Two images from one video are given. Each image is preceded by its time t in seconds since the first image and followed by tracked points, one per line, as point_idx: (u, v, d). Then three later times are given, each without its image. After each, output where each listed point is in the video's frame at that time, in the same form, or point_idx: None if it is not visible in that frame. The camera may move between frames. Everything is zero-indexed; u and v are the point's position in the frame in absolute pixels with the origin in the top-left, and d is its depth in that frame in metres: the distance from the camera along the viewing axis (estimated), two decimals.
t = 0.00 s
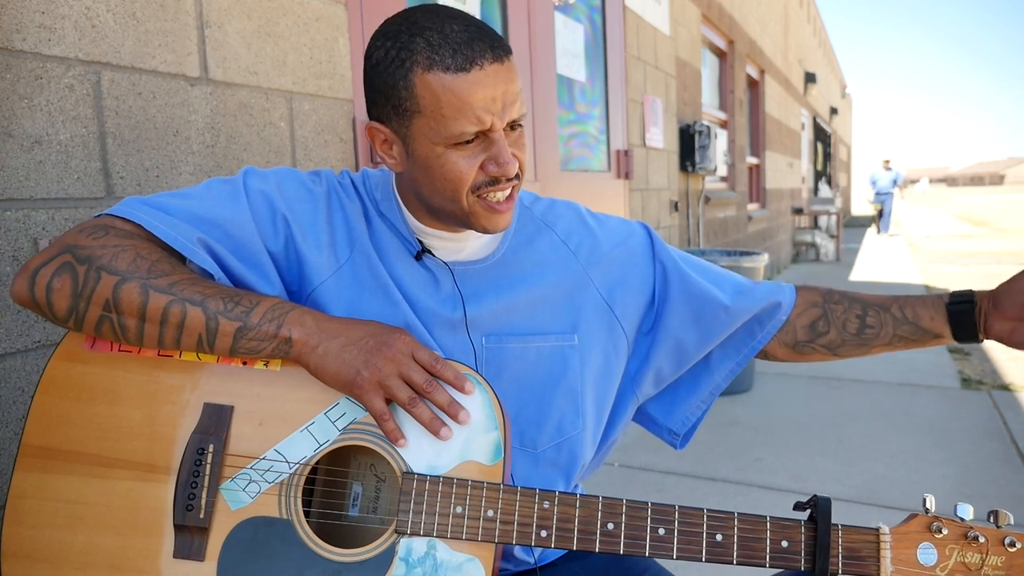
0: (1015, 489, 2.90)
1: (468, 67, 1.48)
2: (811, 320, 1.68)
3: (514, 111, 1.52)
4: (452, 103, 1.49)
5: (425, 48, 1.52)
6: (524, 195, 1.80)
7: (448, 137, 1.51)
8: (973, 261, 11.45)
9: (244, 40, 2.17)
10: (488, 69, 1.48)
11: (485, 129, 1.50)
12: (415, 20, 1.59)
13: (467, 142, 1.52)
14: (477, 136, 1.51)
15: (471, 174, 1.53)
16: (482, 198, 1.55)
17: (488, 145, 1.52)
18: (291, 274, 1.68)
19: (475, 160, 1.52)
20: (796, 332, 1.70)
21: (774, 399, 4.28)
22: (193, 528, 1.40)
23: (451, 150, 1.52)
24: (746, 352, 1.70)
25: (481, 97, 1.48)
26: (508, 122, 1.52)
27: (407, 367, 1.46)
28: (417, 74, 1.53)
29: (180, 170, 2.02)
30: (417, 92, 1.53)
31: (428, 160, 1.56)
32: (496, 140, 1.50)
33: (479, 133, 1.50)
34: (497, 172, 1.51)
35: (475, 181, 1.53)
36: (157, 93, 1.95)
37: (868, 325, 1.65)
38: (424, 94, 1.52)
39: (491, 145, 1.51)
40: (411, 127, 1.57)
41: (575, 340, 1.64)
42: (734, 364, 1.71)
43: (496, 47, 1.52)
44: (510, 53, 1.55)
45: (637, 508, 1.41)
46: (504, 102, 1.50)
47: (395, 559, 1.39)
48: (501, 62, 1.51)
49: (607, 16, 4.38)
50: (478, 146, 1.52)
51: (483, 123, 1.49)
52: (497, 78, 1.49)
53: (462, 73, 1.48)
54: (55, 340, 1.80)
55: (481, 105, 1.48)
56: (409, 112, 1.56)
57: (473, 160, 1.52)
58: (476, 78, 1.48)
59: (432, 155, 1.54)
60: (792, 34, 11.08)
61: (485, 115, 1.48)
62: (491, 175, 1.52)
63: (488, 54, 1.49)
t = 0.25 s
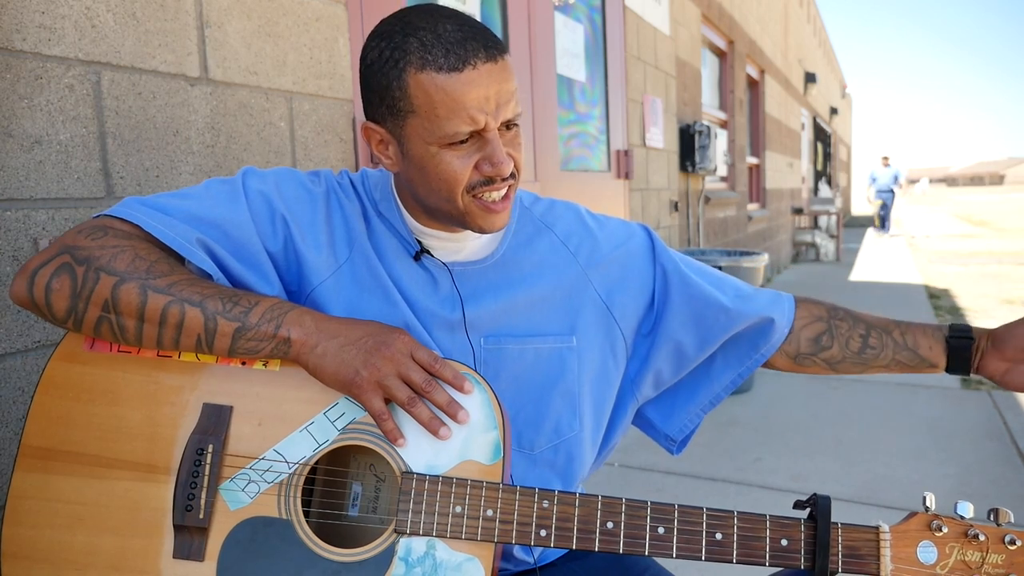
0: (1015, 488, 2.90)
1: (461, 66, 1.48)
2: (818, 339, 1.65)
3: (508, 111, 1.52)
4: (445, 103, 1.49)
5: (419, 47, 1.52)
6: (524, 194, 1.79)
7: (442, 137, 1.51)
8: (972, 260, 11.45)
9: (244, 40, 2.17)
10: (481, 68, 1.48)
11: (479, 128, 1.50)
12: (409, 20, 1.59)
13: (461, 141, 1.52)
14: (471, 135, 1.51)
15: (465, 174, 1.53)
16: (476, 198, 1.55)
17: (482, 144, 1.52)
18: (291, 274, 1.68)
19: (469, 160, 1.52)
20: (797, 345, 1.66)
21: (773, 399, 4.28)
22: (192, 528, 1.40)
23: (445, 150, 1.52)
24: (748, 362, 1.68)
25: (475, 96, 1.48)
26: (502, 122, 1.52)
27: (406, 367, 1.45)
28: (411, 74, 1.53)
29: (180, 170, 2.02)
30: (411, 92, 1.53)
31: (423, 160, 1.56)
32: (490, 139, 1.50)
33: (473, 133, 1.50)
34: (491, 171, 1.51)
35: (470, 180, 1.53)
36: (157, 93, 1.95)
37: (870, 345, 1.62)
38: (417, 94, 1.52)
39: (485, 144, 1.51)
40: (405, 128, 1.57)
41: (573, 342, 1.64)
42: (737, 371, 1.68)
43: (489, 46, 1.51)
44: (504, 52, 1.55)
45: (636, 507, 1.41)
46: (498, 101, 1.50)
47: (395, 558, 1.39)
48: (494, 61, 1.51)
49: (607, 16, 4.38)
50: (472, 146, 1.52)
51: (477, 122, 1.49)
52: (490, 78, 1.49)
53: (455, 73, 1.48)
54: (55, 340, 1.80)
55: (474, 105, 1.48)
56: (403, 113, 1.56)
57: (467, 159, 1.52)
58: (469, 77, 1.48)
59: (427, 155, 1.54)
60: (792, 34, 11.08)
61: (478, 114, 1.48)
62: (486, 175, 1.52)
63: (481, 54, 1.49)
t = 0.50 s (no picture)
0: (1015, 488, 2.90)
1: (457, 67, 1.48)
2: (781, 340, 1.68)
3: (505, 111, 1.51)
4: (441, 104, 1.49)
5: (415, 48, 1.52)
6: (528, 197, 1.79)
7: (440, 139, 1.51)
8: (972, 260, 11.44)
9: (244, 40, 2.17)
10: (476, 68, 1.48)
11: (476, 129, 1.50)
12: (406, 22, 1.59)
13: (459, 143, 1.51)
14: (468, 136, 1.51)
15: (464, 176, 1.53)
16: (476, 199, 1.55)
17: (479, 145, 1.51)
18: (294, 274, 1.68)
19: (467, 161, 1.52)
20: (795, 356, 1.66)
21: (773, 399, 4.28)
22: (193, 527, 1.40)
23: (443, 151, 1.53)
24: (746, 373, 1.68)
25: (471, 97, 1.47)
26: (500, 121, 1.51)
27: (408, 368, 1.46)
28: (408, 76, 1.53)
29: (180, 170, 2.02)
30: (408, 94, 1.53)
31: (422, 162, 1.56)
32: (488, 140, 1.50)
33: (470, 134, 1.50)
34: (489, 172, 1.50)
35: (469, 182, 1.53)
36: (157, 93, 1.95)
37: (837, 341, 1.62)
38: (414, 96, 1.52)
39: (483, 144, 1.51)
40: (404, 130, 1.57)
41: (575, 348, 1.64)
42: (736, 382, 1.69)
43: (486, 45, 1.51)
44: (500, 51, 1.54)
45: (638, 509, 1.41)
46: (494, 101, 1.49)
47: (395, 559, 1.39)
48: (491, 60, 1.50)
49: (607, 16, 4.38)
50: (470, 147, 1.52)
51: (474, 123, 1.49)
52: (487, 78, 1.49)
53: (450, 74, 1.48)
54: (55, 340, 1.80)
55: (470, 105, 1.48)
56: (402, 115, 1.56)
57: (465, 160, 1.52)
58: (465, 78, 1.48)
59: (425, 156, 1.55)
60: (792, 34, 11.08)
61: (474, 115, 1.48)
62: (484, 176, 1.51)
63: (477, 53, 1.49)
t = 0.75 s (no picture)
0: (1015, 489, 2.90)
1: (474, 72, 1.48)
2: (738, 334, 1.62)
3: (521, 118, 1.52)
4: (457, 108, 1.49)
5: (434, 51, 1.53)
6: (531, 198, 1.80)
7: (454, 142, 1.51)
8: (972, 260, 11.45)
9: (244, 40, 2.17)
10: (494, 74, 1.48)
11: (491, 134, 1.50)
12: (427, 24, 1.59)
13: (473, 147, 1.52)
14: (482, 141, 1.51)
15: (476, 181, 1.53)
16: (487, 204, 1.54)
17: (493, 150, 1.51)
18: (300, 274, 1.68)
19: (481, 166, 1.52)
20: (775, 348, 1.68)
21: (773, 399, 4.29)
22: (195, 527, 1.40)
23: (456, 155, 1.52)
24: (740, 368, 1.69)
25: (487, 102, 1.48)
26: (515, 128, 1.52)
27: (413, 370, 1.46)
28: (425, 77, 1.53)
29: (180, 170, 2.02)
30: (425, 96, 1.53)
31: (435, 165, 1.56)
32: (501, 146, 1.50)
33: (484, 139, 1.50)
34: (501, 178, 1.50)
35: (481, 187, 1.53)
36: (157, 93, 1.95)
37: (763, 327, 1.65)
38: (430, 98, 1.53)
39: (496, 150, 1.51)
40: (420, 132, 1.57)
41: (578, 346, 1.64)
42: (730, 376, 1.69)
43: (504, 52, 1.52)
44: (519, 58, 1.55)
45: (641, 513, 1.41)
46: (510, 107, 1.50)
47: (398, 561, 1.39)
48: (508, 67, 1.51)
49: (607, 16, 4.38)
50: (484, 152, 1.52)
51: (488, 128, 1.49)
52: (503, 84, 1.49)
53: (467, 78, 1.48)
54: (55, 340, 1.80)
55: (486, 110, 1.48)
56: (417, 116, 1.56)
57: (478, 165, 1.52)
58: (482, 83, 1.48)
59: (439, 158, 1.55)
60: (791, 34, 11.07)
61: (490, 120, 1.48)
62: (496, 182, 1.51)
63: (495, 60, 1.49)
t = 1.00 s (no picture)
0: (1015, 489, 2.90)
1: (468, 65, 1.49)
2: (707, 319, 1.65)
3: (515, 110, 1.52)
4: (450, 100, 1.49)
5: (427, 46, 1.53)
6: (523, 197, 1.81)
7: (449, 135, 1.51)
8: (972, 260, 11.43)
9: (244, 40, 2.17)
10: (487, 67, 1.49)
11: (485, 126, 1.49)
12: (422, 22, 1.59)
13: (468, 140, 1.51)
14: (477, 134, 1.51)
15: (472, 174, 1.52)
16: (483, 199, 1.53)
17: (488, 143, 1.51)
18: (298, 275, 1.67)
19: (476, 159, 1.51)
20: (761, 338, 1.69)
21: (773, 399, 4.28)
22: (194, 527, 1.40)
23: (452, 148, 1.52)
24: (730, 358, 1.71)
25: (479, 94, 1.48)
26: (510, 120, 1.51)
27: (411, 369, 1.46)
28: (419, 72, 1.54)
29: (180, 170, 2.01)
30: (419, 90, 1.53)
31: (431, 159, 1.55)
32: (496, 138, 1.50)
33: (479, 131, 1.50)
34: (497, 171, 1.49)
35: (477, 181, 1.52)
36: (157, 93, 1.95)
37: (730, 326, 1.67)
38: (424, 92, 1.53)
39: (491, 142, 1.50)
40: (415, 128, 1.57)
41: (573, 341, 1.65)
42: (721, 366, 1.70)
43: (498, 46, 1.52)
44: (513, 53, 1.56)
45: (639, 512, 1.41)
46: (503, 99, 1.50)
47: (397, 561, 1.38)
48: (502, 61, 1.51)
49: (607, 16, 4.38)
50: (480, 144, 1.51)
51: (482, 120, 1.49)
52: (497, 76, 1.50)
53: (461, 71, 1.49)
54: (55, 340, 1.80)
55: (480, 102, 1.48)
56: (412, 111, 1.56)
57: (474, 158, 1.51)
58: (476, 75, 1.48)
59: (436, 153, 1.54)
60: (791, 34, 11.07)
61: (483, 111, 1.49)
62: (493, 175, 1.50)
63: (489, 53, 1.50)
